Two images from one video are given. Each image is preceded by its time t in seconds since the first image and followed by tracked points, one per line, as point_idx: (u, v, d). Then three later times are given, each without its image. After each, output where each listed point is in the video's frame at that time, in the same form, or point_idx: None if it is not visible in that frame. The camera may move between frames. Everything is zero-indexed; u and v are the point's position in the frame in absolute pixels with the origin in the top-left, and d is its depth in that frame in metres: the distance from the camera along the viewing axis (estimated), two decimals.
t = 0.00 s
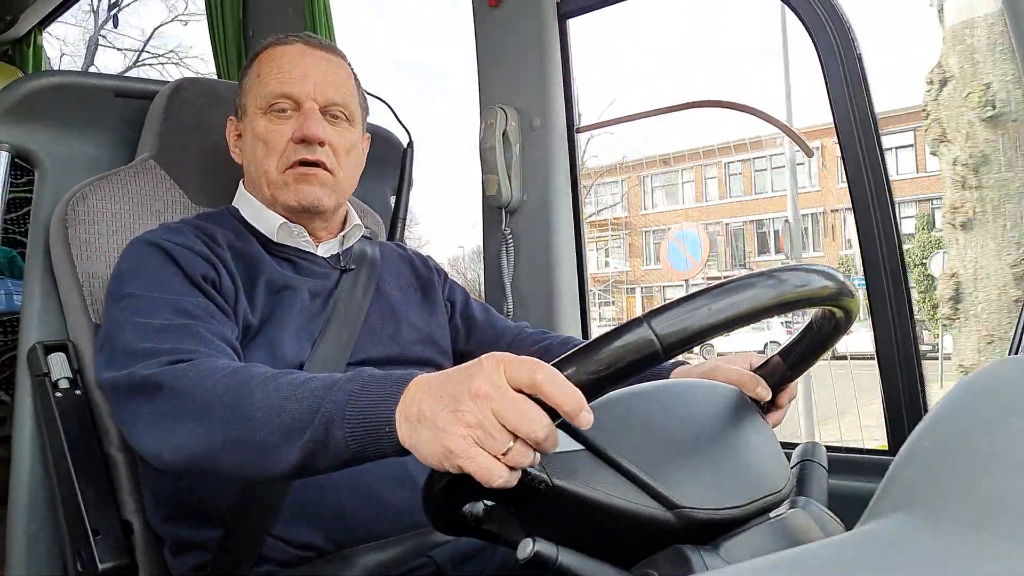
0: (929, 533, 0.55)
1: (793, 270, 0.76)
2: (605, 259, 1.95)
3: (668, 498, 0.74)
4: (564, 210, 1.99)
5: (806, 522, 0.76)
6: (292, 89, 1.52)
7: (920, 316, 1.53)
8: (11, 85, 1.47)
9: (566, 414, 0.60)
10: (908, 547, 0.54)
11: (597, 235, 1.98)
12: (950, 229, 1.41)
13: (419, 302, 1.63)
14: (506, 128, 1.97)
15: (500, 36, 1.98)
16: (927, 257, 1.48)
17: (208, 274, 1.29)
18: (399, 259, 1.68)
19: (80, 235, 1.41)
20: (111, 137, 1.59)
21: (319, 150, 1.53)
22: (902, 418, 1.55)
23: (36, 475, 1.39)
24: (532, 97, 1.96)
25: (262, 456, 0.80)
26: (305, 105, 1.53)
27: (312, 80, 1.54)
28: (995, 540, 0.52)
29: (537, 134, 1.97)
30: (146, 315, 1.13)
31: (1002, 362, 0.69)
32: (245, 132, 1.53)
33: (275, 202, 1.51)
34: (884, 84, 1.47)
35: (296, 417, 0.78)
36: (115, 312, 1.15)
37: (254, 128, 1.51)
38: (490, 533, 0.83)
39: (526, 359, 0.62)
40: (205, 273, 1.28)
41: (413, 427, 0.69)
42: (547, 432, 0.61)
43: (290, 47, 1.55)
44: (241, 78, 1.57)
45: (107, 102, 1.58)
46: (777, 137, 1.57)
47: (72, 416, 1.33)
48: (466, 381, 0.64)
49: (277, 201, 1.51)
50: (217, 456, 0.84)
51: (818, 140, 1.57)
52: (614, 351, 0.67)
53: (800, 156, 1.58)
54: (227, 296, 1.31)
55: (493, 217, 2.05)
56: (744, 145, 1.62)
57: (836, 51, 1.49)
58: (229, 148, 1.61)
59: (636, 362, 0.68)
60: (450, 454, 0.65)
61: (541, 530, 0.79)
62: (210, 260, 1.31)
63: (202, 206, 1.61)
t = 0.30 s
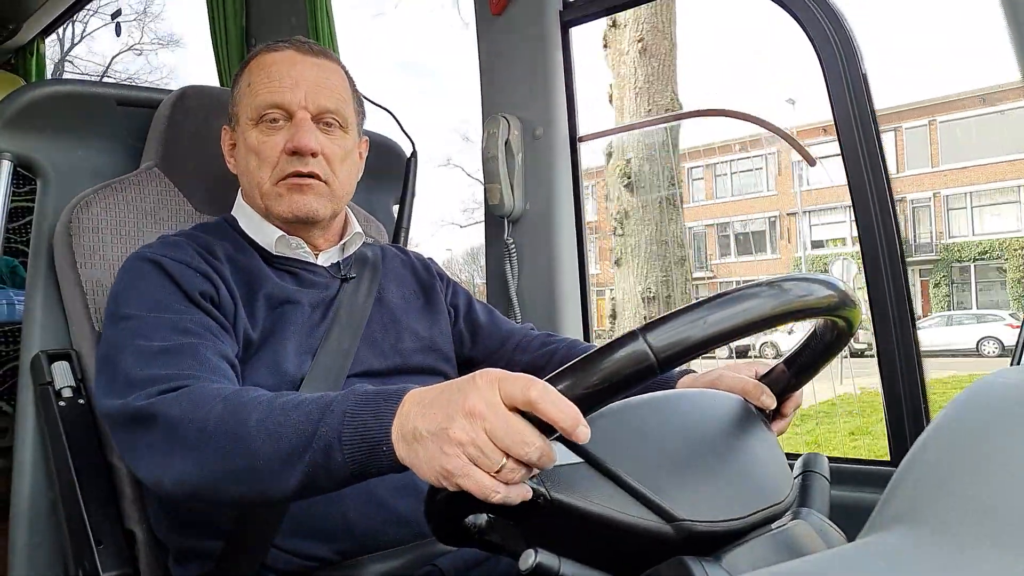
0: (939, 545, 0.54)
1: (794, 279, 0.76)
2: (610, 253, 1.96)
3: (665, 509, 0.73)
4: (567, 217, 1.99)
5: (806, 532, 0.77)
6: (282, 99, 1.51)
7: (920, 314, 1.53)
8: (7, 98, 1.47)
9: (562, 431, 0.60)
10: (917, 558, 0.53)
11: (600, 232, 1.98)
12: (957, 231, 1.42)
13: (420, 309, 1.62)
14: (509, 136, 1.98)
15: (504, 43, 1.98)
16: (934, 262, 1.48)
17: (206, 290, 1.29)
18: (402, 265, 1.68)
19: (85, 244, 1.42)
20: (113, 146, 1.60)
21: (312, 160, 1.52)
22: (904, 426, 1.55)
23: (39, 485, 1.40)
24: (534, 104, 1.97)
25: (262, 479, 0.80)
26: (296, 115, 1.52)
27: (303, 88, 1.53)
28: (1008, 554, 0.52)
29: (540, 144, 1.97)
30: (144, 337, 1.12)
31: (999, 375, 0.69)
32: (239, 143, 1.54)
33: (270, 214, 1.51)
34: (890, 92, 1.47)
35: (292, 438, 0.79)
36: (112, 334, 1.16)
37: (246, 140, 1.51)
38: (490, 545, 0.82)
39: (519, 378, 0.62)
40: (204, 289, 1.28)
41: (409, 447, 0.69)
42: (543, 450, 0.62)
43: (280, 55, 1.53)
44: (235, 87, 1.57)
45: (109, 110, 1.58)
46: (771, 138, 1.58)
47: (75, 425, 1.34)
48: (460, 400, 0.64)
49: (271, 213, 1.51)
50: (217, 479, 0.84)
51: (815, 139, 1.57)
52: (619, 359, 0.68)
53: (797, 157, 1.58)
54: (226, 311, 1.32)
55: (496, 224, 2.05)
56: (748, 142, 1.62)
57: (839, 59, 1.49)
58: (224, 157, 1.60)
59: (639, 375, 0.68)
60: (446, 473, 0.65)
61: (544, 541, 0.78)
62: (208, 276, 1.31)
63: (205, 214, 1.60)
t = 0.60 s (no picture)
0: (935, 545, 0.55)
1: (791, 277, 0.76)
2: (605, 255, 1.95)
3: (668, 508, 0.73)
4: (567, 217, 1.99)
5: (808, 531, 0.76)
6: (299, 101, 1.52)
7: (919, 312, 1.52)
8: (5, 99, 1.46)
9: (564, 427, 0.60)
10: (914, 559, 0.54)
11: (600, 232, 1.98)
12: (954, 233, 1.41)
13: (426, 314, 1.62)
14: (509, 136, 1.98)
15: (505, 43, 1.99)
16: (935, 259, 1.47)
17: (217, 287, 1.29)
18: (410, 270, 1.69)
19: (87, 244, 1.42)
20: (114, 146, 1.60)
21: (327, 162, 1.52)
22: (904, 425, 1.55)
23: (40, 484, 1.40)
24: (534, 103, 1.97)
25: (265, 474, 0.80)
26: (313, 118, 1.53)
27: (319, 91, 1.54)
28: (1003, 555, 0.52)
29: (540, 144, 1.97)
30: (159, 333, 1.12)
31: (1002, 372, 0.69)
32: (254, 144, 1.54)
33: (284, 213, 1.51)
34: (889, 92, 1.47)
35: (295, 435, 0.79)
36: (124, 327, 1.16)
37: (262, 140, 1.51)
38: (489, 544, 0.84)
39: (519, 375, 0.62)
40: (215, 287, 1.28)
41: (411, 445, 0.69)
42: (545, 448, 0.62)
43: (297, 59, 1.55)
44: (252, 89, 1.58)
45: (110, 111, 1.58)
46: (771, 139, 1.59)
47: (77, 424, 1.34)
48: (462, 398, 0.64)
49: (285, 212, 1.51)
50: (222, 475, 0.85)
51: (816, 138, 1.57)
52: (612, 359, 0.68)
53: (797, 156, 1.59)
54: (238, 309, 1.32)
55: (496, 224, 2.06)
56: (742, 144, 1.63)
57: (838, 58, 1.49)
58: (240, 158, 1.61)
59: (633, 376, 0.68)
60: (448, 472, 0.65)
61: (544, 542, 0.79)
62: (219, 273, 1.32)
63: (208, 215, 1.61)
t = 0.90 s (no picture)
0: (935, 531, 0.55)
1: (797, 270, 0.76)
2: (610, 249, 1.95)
3: (677, 496, 0.74)
4: (570, 211, 2.00)
5: (808, 523, 0.77)
6: (334, 94, 1.53)
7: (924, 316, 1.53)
8: (17, 85, 1.48)
9: (580, 411, 0.60)
10: (914, 543, 0.54)
11: (603, 226, 1.98)
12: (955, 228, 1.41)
13: (432, 309, 1.63)
14: (513, 130, 1.98)
15: (508, 37, 1.99)
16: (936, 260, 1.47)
17: (227, 277, 1.29)
18: (416, 266, 1.69)
19: (90, 234, 1.42)
20: (117, 138, 1.60)
21: (361, 156, 1.53)
22: (906, 418, 1.56)
23: (43, 476, 1.40)
24: (537, 98, 1.97)
25: (274, 454, 0.81)
26: (347, 111, 1.54)
27: (352, 86, 1.55)
28: (998, 543, 0.52)
29: (543, 136, 1.98)
30: (172, 320, 1.12)
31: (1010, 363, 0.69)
32: (281, 133, 1.54)
33: (312, 204, 1.51)
34: (892, 86, 1.47)
35: (305, 413, 0.79)
36: (130, 311, 1.17)
37: (294, 130, 1.52)
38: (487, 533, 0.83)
39: (537, 358, 0.63)
40: (225, 277, 1.28)
41: (422, 428, 0.69)
42: (559, 432, 0.62)
43: (330, 51, 1.55)
44: (276, 77, 1.57)
45: (112, 103, 1.58)
46: (780, 138, 1.57)
47: (79, 415, 1.34)
48: (478, 381, 0.65)
49: (314, 202, 1.51)
50: (231, 455, 0.85)
51: (825, 138, 1.57)
52: (625, 346, 0.68)
53: (805, 156, 1.58)
54: (246, 299, 1.31)
55: (499, 218, 2.06)
56: (751, 144, 1.61)
57: (841, 52, 1.49)
58: (252, 143, 1.61)
59: (644, 362, 0.68)
60: (461, 455, 0.65)
61: (547, 529, 0.79)
62: (229, 264, 1.32)
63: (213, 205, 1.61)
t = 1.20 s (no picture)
0: (933, 542, 0.54)
1: (795, 273, 0.76)
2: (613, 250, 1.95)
3: (678, 501, 0.74)
4: (572, 214, 2.00)
5: (811, 527, 0.76)
6: (335, 95, 1.53)
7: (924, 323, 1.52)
8: (20, 87, 1.47)
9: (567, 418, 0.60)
10: (912, 552, 0.53)
11: (605, 228, 1.98)
12: (956, 230, 1.40)
13: (429, 311, 1.62)
14: (514, 133, 1.98)
15: (511, 40, 1.99)
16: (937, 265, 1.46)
17: (217, 289, 1.29)
18: (411, 268, 1.69)
19: (90, 239, 1.42)
20: (118, 141, 1.60)
21: (366, 155, 1.54)
22: (909, 421, 1.55)
23: (45, 480, 1.40)
24: (539, 101, 1.97)
25: (264, 480, 0.82)
26: (348, 111, 1.54)
27: (350, 85, 1.55)
28: (995, 557, 0.52)
29: (545, 139, 1.97)
30: (158, 337, 1.13)
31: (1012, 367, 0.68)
32: (281, 136, 1.53)
33: (320, 206, 1.51)
34: (893, 87, 1.46)
35: (297, 438, 0.80)
36: (120, 328, 1.17)
37: (297, 133, 1.51)
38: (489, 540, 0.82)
39: (521, 368, 0.63)
40: (215, 289, 1.28)
41: (413, 445, 0.70)
42: (547, 440, 0.62)
43: (322, 51, 1.55)
44: (267, 80, 1.56)
45: (113, 106, 1.58)
46: (778, 136, 1.57)
47: (81, 420, 1.34)
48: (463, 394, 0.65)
49: (321, 205, 1.51)
50: (227, 481, 0.87)
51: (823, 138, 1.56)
52: (638, 353, 0.68)
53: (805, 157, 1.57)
54: (237, 311, 1.32)
55: (502, 220, 2.06)
56: (750, 143, 1.62)
57: (843, 53, 1.49)
58: (243, 149, 1.59)
59: (655, 364, 0.68)
60: (450, 468, 0.65)
61: (547, 536, 0.78)
62: (219, 275, 1.31)
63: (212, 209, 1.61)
